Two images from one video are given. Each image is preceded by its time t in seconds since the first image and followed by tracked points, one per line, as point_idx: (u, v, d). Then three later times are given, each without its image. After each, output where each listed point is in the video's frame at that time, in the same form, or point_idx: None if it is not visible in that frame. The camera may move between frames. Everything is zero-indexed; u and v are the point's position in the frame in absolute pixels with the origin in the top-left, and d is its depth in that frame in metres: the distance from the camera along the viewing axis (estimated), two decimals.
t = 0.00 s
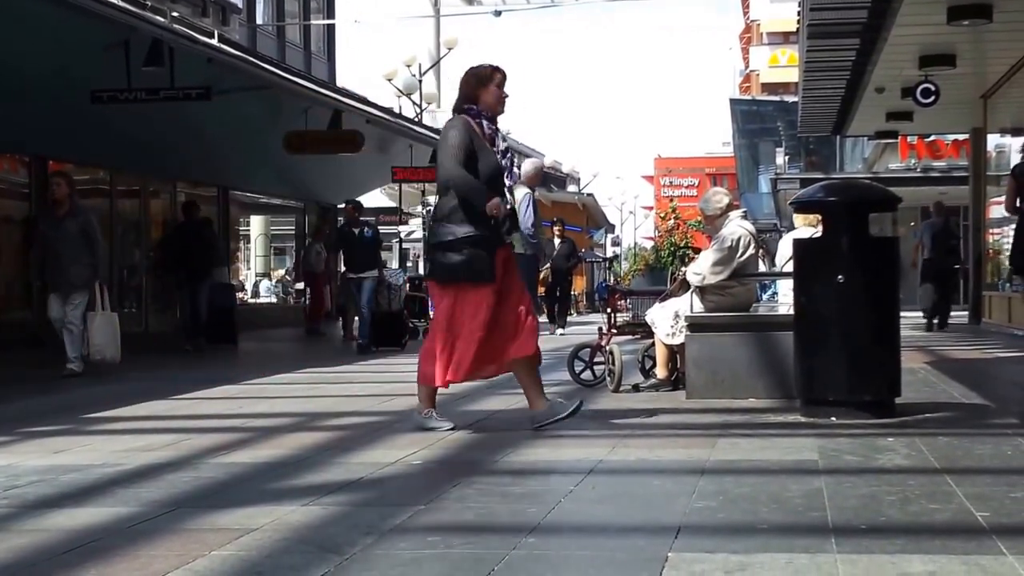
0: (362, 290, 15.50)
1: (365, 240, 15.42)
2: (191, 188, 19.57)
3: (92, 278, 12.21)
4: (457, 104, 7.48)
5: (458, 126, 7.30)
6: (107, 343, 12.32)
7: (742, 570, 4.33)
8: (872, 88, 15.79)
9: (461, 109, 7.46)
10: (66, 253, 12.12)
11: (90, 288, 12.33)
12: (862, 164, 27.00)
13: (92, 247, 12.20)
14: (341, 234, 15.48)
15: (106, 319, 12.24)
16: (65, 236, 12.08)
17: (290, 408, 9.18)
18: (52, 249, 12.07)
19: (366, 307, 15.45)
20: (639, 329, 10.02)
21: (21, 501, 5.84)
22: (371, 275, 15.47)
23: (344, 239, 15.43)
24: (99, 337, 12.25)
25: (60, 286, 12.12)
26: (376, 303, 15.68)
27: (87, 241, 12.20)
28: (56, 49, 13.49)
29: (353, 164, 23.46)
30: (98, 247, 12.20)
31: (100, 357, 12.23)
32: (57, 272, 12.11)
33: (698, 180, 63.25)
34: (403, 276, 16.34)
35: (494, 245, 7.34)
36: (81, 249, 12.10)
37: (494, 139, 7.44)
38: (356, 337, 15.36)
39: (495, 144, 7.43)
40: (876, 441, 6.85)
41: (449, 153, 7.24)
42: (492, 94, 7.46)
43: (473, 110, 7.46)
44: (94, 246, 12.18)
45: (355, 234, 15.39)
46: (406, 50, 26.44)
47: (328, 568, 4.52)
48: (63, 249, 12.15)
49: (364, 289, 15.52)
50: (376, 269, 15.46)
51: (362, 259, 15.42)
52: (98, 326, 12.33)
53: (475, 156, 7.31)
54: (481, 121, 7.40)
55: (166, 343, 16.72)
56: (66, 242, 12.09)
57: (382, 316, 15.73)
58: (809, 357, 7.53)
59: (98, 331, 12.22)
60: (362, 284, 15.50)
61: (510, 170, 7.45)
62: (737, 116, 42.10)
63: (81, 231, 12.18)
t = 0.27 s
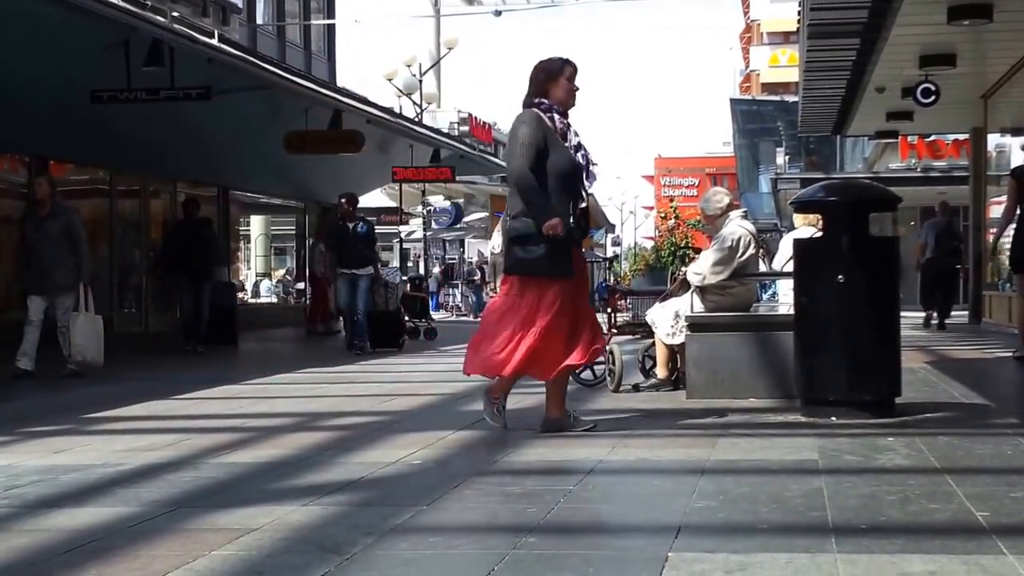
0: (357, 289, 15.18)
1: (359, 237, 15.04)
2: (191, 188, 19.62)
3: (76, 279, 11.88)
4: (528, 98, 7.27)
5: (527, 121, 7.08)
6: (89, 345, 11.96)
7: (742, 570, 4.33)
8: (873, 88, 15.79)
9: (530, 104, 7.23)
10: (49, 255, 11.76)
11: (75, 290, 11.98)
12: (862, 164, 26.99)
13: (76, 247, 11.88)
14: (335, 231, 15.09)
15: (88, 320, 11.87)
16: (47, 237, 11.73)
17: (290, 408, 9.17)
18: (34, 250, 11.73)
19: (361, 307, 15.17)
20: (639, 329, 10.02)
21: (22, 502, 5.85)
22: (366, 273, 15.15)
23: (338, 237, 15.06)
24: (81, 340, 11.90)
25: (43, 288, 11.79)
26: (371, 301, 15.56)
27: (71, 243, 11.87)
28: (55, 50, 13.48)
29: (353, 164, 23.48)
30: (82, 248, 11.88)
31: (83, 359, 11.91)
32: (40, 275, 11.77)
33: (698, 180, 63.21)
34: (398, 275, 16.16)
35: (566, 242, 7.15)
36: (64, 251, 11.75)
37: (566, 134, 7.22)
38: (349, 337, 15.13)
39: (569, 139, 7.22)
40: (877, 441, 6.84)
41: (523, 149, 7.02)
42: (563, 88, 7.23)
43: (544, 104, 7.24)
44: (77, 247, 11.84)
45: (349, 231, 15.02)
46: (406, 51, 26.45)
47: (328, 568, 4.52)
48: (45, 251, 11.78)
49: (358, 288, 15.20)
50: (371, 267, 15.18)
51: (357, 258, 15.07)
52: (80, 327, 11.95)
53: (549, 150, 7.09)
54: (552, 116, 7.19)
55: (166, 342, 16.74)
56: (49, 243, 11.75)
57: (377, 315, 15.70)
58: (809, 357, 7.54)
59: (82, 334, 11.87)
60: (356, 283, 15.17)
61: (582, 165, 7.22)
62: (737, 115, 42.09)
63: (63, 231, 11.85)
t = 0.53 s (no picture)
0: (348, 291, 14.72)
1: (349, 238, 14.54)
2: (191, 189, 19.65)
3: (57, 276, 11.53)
4: (589, 98, 7.12)
5: (585, 124, 6.96)
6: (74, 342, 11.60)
7: (742, 570, 4.33)
8: (873, 88, 15.78)
9: (590, 105, 7.09)
10: (26, 254, 11.42)
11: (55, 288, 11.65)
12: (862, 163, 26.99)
13: (56, 245, 11.54)
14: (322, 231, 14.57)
15: (72, 317, 11.51)
16: (25, 235, 11.41)
17: (290, 408, 9.17)
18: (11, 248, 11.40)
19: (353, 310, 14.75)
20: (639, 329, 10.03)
21: (22, 502, 5.85)
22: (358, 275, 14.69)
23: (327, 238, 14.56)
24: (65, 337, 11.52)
25: (21, 286, 11.47)
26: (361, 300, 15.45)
27: (51, 241, 11.54)
28: (56, 49, 13.46)
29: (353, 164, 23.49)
30: (63, 245, 11.56)
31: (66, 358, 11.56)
32: (18, 272, 11.45)
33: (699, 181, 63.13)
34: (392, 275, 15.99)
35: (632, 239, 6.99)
36: (43, 248, 11.42)
37: (627, 134, 7.08)
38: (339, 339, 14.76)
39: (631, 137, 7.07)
40: (877, 441, 6.84)
41: (579, 154, 6.89)
42: (625, 86, 7.05)
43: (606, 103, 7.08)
44: (57, 245, 11.51)
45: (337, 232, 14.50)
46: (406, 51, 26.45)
47: (328, 568, 4.52)
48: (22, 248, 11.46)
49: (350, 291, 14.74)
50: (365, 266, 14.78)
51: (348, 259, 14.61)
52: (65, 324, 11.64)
53: (611, 154, 6.93)
54: (613, 116, 7.04)
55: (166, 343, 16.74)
56: (28, 242, 11.42)
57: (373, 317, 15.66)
58: (809, 356, 7.54)
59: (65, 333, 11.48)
60: (348, 284, 14.67)
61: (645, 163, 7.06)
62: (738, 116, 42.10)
63: (43, 229, 11.52)
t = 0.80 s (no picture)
0: (330, 286, 14.81)
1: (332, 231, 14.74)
2: (190, 188, 19.72)
3: (41, 278, 11.36)
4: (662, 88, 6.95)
5: (660, 115, 6.79)
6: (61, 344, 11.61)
7: (743, 570, 4.33)
8: (874, 88, 15.80)
9: (665, 95, 6.92)
10: (11, 255, 11.26)
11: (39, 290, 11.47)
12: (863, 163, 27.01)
13: (42, 245, 11.40)
14: (309, 226, 14.86)
15: (59, 319, 11.51)
16: (10, 235, 11.25)
17: (291, 408, 9.18)
18: None
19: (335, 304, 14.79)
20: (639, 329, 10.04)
21: (23, 501, 5.85)
22: (340, 270, 14.78)
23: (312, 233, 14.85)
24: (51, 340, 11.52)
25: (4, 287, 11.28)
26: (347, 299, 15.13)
27: (36, 241, 11.39)
28: (57, 50, 13.48)
29: (354, 165, 23.51)
30: (48, 246, 11.41)
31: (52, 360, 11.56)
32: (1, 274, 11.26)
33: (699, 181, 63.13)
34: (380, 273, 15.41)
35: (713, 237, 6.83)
36: (28, 248, 11.27)
37: (704, 128, 6.93)
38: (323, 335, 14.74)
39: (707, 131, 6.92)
40: (877, 441, 6.85)
41: (660, 144, 6.71)
42: (701, 77, 6.92)
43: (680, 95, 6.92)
44: (42, 246, 11.35)
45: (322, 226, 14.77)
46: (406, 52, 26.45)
47: (329, 568, 4.53)
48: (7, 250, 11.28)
49: (332, 286, 14.83)
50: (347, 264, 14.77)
51: (330, 254, 14.74)
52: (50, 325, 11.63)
53: (691, 147, 6.78)
54: (689, 107, 6.88)
55: (168, 343, 16.72)
56: (13, 241, 11.27)
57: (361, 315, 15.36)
58: (809, 356, 7.53)
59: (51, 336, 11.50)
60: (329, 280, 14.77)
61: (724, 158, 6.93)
62: (738, 116, 42.09)
63: (27, 229, 11.37)
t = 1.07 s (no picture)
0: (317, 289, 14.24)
1: (320, 232, 14.23)
2: (190, 189, 19.75)
3: (28, 279, 11.19)
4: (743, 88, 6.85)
5: (751, 111, 6.67)
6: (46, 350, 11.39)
7: (743, 570, 4.34)
8: (874, 88, 15.80)
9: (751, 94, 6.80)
10: None
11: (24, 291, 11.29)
12: (863, 163, 27.01)
13: (30, 246, 11.27)
14: (295, 227, 14.35)
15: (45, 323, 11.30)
16: None
17: (291, 408, 9.19)
18: None
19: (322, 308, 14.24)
20: (639, 329, 10.04)
21: (24, 502, 5.86)
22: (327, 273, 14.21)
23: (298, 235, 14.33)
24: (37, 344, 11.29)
25: None
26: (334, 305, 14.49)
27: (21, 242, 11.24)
28: (57, 50, 13.49)
29: (354, 165, 23.51)
30: (36, 246, 11.27)
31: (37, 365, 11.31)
32: None
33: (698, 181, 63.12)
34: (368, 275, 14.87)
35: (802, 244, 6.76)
36: (17, 248, 11.13)
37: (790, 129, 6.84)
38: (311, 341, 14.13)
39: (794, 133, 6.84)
40: (877, 441, 6.86)
41: (754, 143, 6.62)
42: (784, 80, 6.86)
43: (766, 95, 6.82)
44: (30, 247, 11.21)
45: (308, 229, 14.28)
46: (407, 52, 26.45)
47: (329, 568, 4.53)
48: None
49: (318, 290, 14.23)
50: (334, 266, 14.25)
51: (319, 256, 14.24)
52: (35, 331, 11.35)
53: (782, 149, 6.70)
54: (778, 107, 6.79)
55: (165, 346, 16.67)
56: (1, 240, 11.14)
57: (350, 319, 14.74)
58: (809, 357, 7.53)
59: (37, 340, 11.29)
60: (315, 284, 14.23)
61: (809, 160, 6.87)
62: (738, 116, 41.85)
63: (17, 229, 11.23)
